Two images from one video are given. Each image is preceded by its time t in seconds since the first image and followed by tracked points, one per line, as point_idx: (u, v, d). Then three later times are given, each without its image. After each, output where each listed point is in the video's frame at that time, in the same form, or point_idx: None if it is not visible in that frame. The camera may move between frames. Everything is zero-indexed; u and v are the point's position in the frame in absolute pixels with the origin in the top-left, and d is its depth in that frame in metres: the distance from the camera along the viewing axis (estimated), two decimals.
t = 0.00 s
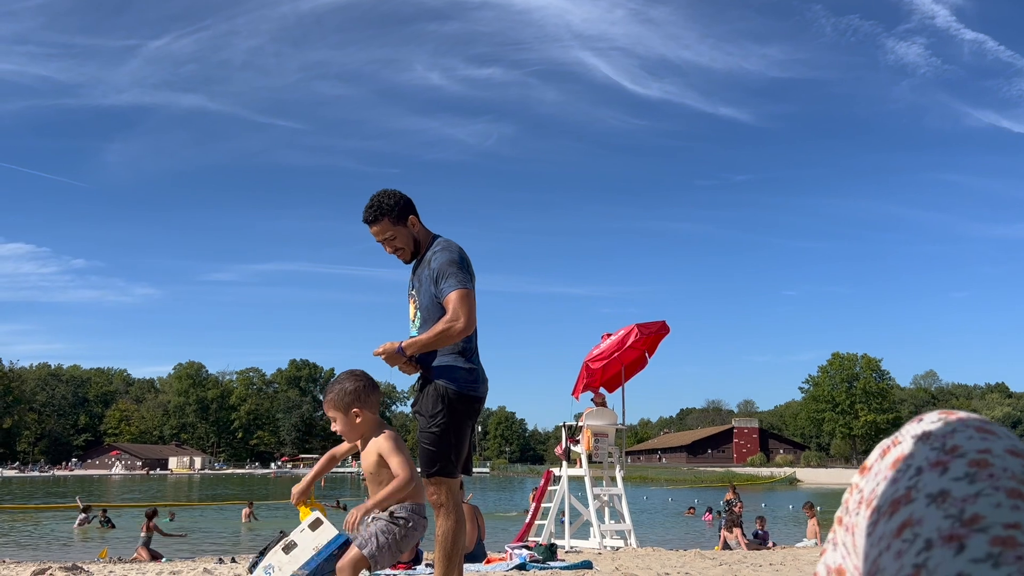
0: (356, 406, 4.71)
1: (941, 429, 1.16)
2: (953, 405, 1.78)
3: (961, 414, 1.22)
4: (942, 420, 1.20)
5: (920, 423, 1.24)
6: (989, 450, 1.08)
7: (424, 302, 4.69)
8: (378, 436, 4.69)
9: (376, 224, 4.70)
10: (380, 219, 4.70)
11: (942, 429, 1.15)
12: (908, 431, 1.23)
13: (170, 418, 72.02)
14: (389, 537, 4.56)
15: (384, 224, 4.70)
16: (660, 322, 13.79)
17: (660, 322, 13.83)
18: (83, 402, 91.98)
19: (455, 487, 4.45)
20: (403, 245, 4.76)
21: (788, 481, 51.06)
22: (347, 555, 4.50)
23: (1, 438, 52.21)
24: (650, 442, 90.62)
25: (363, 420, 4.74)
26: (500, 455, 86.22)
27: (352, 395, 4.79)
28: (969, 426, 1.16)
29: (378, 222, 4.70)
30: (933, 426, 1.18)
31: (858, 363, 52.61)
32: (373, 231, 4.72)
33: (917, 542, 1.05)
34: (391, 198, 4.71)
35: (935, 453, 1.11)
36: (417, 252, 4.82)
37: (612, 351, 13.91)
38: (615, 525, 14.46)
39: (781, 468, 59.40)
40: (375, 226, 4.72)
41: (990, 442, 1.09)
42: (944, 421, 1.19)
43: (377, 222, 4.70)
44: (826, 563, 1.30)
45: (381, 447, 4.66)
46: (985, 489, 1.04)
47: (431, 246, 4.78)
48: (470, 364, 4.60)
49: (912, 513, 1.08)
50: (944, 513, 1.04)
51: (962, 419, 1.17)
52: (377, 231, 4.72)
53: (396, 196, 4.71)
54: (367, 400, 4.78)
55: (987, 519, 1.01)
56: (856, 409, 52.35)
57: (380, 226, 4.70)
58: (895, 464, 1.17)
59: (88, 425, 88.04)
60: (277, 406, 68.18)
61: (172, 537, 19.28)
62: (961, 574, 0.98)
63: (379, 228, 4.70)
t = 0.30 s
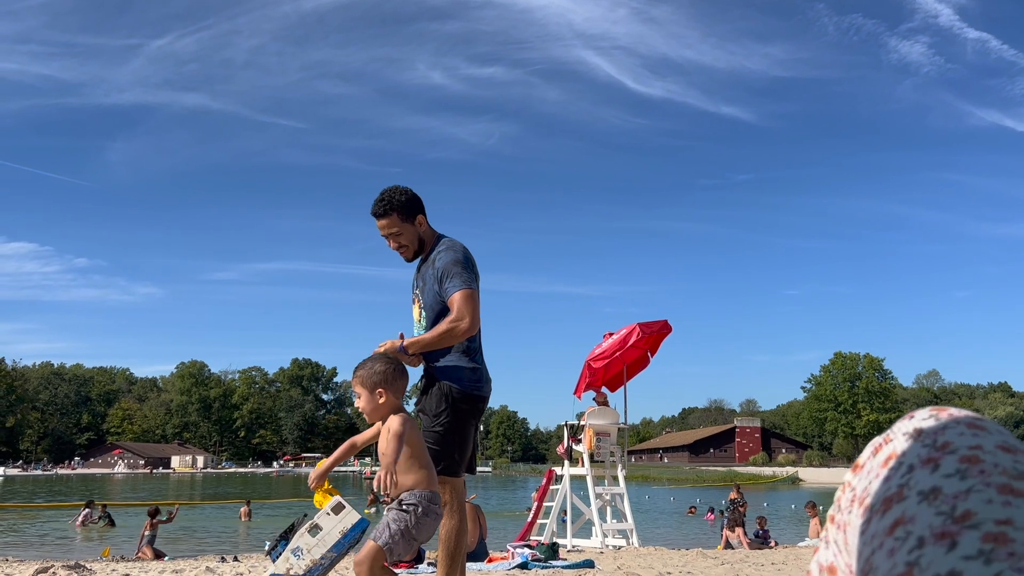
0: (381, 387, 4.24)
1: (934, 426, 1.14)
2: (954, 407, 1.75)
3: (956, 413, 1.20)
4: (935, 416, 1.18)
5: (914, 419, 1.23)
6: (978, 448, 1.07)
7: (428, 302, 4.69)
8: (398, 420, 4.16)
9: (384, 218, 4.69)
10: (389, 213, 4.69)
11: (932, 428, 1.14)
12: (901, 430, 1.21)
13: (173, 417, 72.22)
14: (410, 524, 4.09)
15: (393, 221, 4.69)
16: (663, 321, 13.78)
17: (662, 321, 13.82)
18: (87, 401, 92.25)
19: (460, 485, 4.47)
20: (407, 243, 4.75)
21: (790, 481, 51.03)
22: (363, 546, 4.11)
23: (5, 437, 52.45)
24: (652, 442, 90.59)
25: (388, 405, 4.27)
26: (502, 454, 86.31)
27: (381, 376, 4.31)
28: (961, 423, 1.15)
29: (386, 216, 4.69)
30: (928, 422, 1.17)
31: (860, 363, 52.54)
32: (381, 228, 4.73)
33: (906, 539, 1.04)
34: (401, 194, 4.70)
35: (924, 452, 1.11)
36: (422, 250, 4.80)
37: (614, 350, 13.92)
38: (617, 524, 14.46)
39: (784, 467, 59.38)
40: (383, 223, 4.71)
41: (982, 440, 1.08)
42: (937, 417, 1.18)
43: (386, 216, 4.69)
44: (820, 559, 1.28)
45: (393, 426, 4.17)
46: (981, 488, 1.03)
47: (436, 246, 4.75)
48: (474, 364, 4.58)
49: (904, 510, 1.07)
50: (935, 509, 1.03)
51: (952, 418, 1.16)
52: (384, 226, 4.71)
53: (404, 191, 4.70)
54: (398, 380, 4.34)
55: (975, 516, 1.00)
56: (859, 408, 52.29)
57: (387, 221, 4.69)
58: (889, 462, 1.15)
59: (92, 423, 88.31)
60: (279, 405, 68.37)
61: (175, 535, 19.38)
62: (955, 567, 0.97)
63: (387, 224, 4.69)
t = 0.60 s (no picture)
0: (405, 374, 4.17)
1: (946, 424, 1.14)
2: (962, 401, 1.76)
3: (968, 412, 1.20)
4: (946, 417, 1.18)
5: (924, 418, 1.23)
6: (992, 447, 1.07)
7: (430, 299, 4.68)
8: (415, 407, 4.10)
9: (399, 204, 4.69)
10: (405, 200, 4.70)
11: (944, 427, 1.14)
12: (914, 427, 1.21)
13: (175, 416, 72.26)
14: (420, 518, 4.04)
15: (407, 210, 4.71)
16: (664, 320, 13.78)
17: (664, 320, 13.81)
18: (89, 400, 92.24)
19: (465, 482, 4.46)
20: (417, 234, 4.75)
21: (792, 480, 50.95)
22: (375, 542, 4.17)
23: (7, 436, 52.50)
24: (654, 441, 90.56)
25: (410, 393, 4.17)
26: (504, 453, 86.28)
27: (405, 364, 4.24)
28: (970, 422, 1.15)
29: (401, 202, 4.69)
30: (942, 422, 1.16)
31: (862, 362, 52.48)
32: (392, 216, 4.74)
33: (918, 538, 1.04)
34: (417, 186, 4.70)
35: (937, 449, 1.11)
36: (427, 245, 4.80)
37: (616, 349, 13.91)
38: (619, 523, 14.44)
39: (785, 467, 59.31)
40: (395, 211, 4.72)
41: (996, 438, 1.08)
42: (949, 417, 1.18)
43: (401, 202, 4.70)
44: (832, 559, 1.27)
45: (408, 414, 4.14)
46: (995, 487, 1.03)
47: (441, 243, 4.75)
48: (475, 362, 4.60)
49: (915, 508, 1.07)
50: (948, 508, 1.04)
51: (965, 418, 1.16)
52: (397, 212, 4.71)
53: (418, 184, 4.71)
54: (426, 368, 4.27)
55: (991, 514, 1.01)
56: (861, 408, 52.22)
57: (402, 207, 4.70)
58: (900, 462, 1.15)
59: (94, 423, 88.33)
60: (280, 404, 68.41)
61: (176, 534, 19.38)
62: (969, 564, 0.98)
63: (400, 212, 4.70)
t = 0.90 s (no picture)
0: (418, 357, 3.99)
1: (940, 421, 1.14)
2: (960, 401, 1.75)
3: (963, 409, 1.19)
4: (941, 413, 1.17)
5: (920, 415, 1.22)
6: (984, 442, 1.07)
7: (436, 295, 4.67)
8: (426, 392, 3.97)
9: (412, 197, 4.70)
10: (418, 193, 4.69)
11: (941, 426, 1.13)
12: (909, 425, 1.20)
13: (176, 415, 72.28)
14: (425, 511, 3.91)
15: (419, 204, 4.71)
16: (666, 319, 13.77)
17: (666, 320, 13.80)
18: (91, 399, 92.28)
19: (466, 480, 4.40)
20: (429, 228, 4.74)
21: (793, 480, 50.92)
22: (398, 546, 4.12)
23: (9, 434, 52.57)
24: (656, 440, 90.50)
25: (419, 377, 4.02)
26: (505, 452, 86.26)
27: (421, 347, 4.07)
28: (966, 418, 1.14)
29: (415, 194, 4.69)
30: (933, 420, 1.16)
31: (864, 362, 52.43)
32: (404, 209, 4.75)
33: (913, 534, 1.03)
34: (429, 184, 4.70)
35: (933, 446, 1.10)
36: (435, 243, 4.79)
37: (618, 348, 13.90)
38: (621, 522, 14.42)
39: (786, 466, 59.23)
40: (407, 205, 4.72)
41: (986, 437, 1.08)
42: (946, 412, 1.16)
43: (415, 195, 4.69)
44: (826, 560, 1.26)
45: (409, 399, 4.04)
46: (988, 483, 1.02)
47: (449, 242, 4.74)
48: (477, 360, 4.59)
49: (909, 505, 1.06)
50: (941, 505, 1.02)
51: (957, 415, 1.16)
52: (409, 205, 4.72)
53: (431, 181, 4.71)
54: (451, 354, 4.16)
55: (986, 510, 0.99)
56: (862, 407, 52.16)
57: (415, 199, 4.70)
58: (896, 460, 1.14)
59: (95, 421, 88.34)
60: (282, 403, 68.45)
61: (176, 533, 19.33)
62: (959, 561, 0.96)
63: (412, 206, 4.70)
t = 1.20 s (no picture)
0: (430, 355, 3.96)
1: (938, 426, 1.13)
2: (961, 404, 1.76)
3: (960, 410, 1.19)
4: (939, 413, 1.18)
5: (919, 417, 1.22)
6: (980, 445, 1.07)
7: (438, 296, 4.67)
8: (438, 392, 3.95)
9: (415, 195, 4.68)
10: (420, 192, 4.69)
11: (940, 425, 1.13)
12: (907, 424, 1.20)
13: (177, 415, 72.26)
14: (422, 512, 3.89)
15: (421, 203, 4.71)
16: (666, 320, 13.78)
17: (666, 320, 13.81)
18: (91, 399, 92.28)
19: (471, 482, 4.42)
20: (429, 227, 4.73)
21: (793, 480, 50.90)
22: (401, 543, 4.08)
23: (10, 434, 52.58)
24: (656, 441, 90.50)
25: (432, 375, 3.99)
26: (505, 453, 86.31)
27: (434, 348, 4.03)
28: (963, 419, 1.15)
29: (417, 193, 4.69)
30: (932, 419, 1.17)
31: (864, 362, 52.42)
32: (406, 206, 4.74)
33: (909, 534, 1.03)
34: (432, 184, 4.69)
35: (931, 447, 1.10)
36: (436, 244, 4.78)
37: (618, 348, 13.91)
38: (621, 522, 14.41)
39: (787, 466, 59.22)
40: (410, 202, 4.71)
41: (987, 439, 1.08)
42: (941, 414, 1.17)
43: (417, 194, 4.69)
44: (827, 558, 1.26)
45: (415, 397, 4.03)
46: (986, 485, 1.02)
47: (450, 244, 4.75)
48: (478, 362, 4.59)
49: (907, 504, 1.06)
50: (940, 505, 1.02)
51: (954, 416, 1.16)
52: (411, 203, 4.71)
53: (432, 181, 4.70)
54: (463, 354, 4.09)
55: (979, 511, 1.00)
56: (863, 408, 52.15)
57: (417, 199, 4.69)
58: (893, 460, 1.15)
59: (96, 421, 88.38)
60: (282, 403, 68.46)
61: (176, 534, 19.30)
62: (959, 562, 0.96)
63: (414, 204, 4.69)
